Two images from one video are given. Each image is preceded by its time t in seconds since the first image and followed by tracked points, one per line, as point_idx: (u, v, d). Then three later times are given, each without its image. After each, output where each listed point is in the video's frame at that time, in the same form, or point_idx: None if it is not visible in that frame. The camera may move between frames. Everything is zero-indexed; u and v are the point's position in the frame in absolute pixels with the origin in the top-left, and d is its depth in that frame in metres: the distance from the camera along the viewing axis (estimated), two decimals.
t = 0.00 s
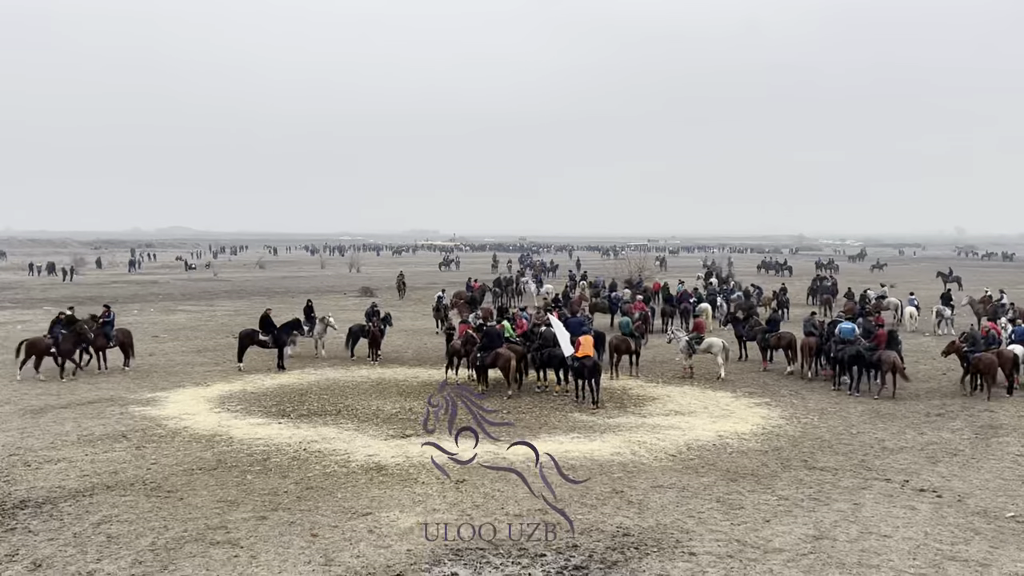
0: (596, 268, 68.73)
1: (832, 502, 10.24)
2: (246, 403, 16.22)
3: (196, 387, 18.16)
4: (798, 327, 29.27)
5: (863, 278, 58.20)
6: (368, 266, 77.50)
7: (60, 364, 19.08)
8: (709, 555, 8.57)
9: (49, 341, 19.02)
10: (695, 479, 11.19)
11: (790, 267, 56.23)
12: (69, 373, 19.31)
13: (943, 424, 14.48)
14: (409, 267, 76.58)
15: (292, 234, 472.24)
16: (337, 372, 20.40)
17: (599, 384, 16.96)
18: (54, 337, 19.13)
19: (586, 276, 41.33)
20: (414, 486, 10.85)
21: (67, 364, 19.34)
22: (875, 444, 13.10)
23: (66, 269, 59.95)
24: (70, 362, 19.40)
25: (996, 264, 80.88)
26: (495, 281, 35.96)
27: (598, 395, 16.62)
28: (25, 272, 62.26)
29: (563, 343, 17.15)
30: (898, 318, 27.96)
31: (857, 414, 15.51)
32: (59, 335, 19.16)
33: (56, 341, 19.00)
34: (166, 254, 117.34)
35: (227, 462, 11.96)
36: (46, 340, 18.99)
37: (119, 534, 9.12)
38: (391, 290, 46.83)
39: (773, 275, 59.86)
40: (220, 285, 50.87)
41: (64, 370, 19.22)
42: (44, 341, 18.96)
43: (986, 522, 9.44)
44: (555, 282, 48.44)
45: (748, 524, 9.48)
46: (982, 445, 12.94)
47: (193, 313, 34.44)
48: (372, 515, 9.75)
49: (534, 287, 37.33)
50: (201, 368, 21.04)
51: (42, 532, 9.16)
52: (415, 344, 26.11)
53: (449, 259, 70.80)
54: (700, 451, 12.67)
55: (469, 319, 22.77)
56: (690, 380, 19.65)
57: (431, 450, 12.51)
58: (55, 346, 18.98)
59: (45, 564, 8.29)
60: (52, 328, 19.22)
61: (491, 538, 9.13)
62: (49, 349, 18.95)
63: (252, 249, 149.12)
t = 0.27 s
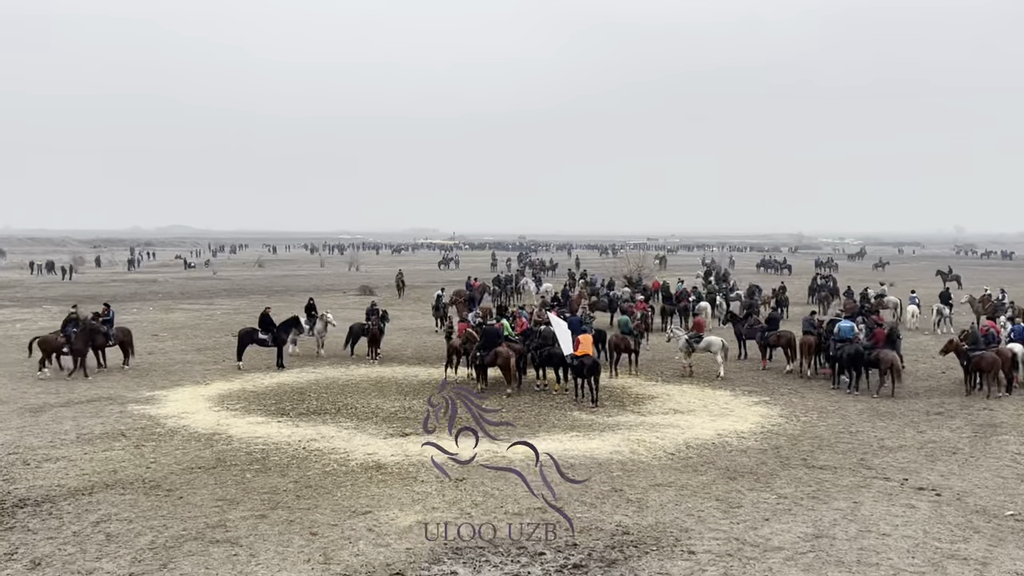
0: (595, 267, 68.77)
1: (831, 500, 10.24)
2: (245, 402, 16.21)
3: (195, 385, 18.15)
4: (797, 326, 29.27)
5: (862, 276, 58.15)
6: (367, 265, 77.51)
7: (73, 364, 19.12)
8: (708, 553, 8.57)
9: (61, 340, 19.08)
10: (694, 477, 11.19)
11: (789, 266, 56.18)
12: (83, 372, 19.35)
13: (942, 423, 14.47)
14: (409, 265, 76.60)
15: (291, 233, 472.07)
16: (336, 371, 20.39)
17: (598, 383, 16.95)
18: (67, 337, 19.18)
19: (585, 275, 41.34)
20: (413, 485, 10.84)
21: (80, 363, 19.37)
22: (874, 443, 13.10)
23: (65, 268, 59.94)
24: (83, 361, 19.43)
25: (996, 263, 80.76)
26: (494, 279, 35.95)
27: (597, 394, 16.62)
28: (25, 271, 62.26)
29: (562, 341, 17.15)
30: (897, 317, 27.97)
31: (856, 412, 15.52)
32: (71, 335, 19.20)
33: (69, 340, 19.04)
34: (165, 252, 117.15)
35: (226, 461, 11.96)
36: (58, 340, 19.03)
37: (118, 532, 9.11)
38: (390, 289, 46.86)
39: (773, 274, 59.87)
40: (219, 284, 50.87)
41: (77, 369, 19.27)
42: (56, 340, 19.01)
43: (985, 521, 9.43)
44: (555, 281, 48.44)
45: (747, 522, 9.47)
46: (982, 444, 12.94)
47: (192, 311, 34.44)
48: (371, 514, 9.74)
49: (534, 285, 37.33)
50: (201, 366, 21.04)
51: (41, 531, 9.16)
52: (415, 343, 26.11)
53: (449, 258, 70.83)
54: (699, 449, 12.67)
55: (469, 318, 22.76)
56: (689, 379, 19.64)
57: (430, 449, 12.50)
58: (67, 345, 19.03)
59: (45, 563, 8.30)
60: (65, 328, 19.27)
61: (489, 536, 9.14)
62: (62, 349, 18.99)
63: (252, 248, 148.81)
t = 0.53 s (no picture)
0: (595, 265, 68.80)
1: (830, 498, 10.25)
2: (244, 400, 16.21)
3: (194, 384, 18.15)
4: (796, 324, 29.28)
5: (862, 275, 58.12)
6: (367, 264, 77.54)
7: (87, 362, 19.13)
8: (707, 551, 8.58)
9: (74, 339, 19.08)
10: (693, 476, 11.19)
11: (788, 264, 56.14)
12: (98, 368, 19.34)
13: (941, 421, 14.48)
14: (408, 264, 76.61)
15: (290, 231, 471.81)
16: (335, 369, 20.39)
17: (598, 381, 16.96)
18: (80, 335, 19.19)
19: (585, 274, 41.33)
20: (412, 483, 10.84)
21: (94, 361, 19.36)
22: (873, 441, 13.10)
23: (65, 267, 59.92)
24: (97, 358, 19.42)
25: (996, 261, 80.70)
26: (493, 277, 35.93)
27: (596, 392, 16.63)
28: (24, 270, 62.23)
29: (561, 340, 17.15)
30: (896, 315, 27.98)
31: (855, 410, 15.53)
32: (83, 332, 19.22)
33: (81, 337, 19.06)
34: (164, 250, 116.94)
35: (225, 459, 11.96)
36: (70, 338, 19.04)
37: (117, 530, 9.11)
38: (389, 287, 46.87)
39: (772, 272, 59.89)
40: (218, 283, 50.85)
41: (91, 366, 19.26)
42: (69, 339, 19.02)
43: (983, 519, 9.44)
44: (554, 279, 48.44)
45: (746, 520, 9.48)
46: (980, 442, 12.94)
47: (191, 310, 34.42)
48: (370, 512, 9.74)
49: (533, 284, 37.35)
50: (200, 365, 21.03)
51: (40, 529, 9.16)
52: (414, 341, 26.11)
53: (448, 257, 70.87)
54: (698, 447, 12.67)
55: (468, 316, 22.76)
56: (688, 377, 19.65)
57: (429, 447, 12.50)
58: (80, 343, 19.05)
59: (44, 561, 8.29)
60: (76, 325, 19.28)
61: (488, 534, 9.14)
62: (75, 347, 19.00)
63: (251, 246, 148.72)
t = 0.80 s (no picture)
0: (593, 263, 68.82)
1: (829, 496, 10.26)
2: (242, 398, 16.20)
3: (192, 382, 18.13)
4: (795, 322, 29.30)
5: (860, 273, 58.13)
6: (365, 262, 77.51)
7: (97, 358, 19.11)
8: (706, 549, 8.58)
9: (85, 337, 19.13)
10: (692, 474, 11.20)
11: (787, 262, 56.15)
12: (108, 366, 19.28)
13: (940, 419, 14.49)
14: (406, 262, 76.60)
15: (289, 229, 471.60)
16: (334, 367, 20.38)
17: (597, 379, 16.97)
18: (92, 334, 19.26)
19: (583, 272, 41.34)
20: (411, 481, 10.84)
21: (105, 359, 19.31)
22: (871, 439, 13.11)
23: (62, 265, 59.94)
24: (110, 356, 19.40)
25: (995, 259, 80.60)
26: (492, 275, 35.93)
27: (595, 389, 16.63)
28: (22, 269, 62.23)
29: (560, 338, 17.15)
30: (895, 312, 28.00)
31: (853, 408, 15.54)
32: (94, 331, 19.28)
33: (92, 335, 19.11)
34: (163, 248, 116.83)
35: (224, 457, 11.96)
36: (82, 337, 19.09)
37: (116, 528, 9.11)
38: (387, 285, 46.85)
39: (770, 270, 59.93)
40: (216, 281, 50.78)
41: (103, 363, 19.22)
42: (80, 337, 19.06)
43: (982, 517, 9.44)
44: (552, 277, 48.45)
45: (745, 518, 9.48)
46: (979, 439, 12.95)
47: (189, 308, 34.40)
48: (369, 510, 9.74)
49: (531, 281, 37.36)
50: (198, 363, 21.02)
51: (39, 527, 9.16)
52: (412, 339, 26.10)
53: (445, 255, 70.89)
54: (697, 445, 12.68)
55: (466, 314, 22.76)
56: (687, 375, 19.66)
57: (428, 445, 12.50)
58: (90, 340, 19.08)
59: (42, 559, 8.29)
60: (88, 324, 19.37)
61: (487, 531, 9.15)
62: (86, 344, 19.03)
63: (251, 244, 148.56)
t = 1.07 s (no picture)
0: (592, 261, 68.82)
1: (827, 493, 10.27)
2: (240, 396, 16.19)
3: (190, 380, 18.13)
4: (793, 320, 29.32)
5: (858, 271, 58.15)
6: (363, 259, 77.47)
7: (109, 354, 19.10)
8: (704, 547, 8.59)
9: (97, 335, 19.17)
10: (690, 471, 11.21)
11: (786, 261, 56.17)
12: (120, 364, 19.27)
13: (938, 417, 14.50)
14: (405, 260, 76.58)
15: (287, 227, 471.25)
16: (332, 365, 20.37)
17: (595, 377, 16.98)
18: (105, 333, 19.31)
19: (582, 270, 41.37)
20: (409, 478, 10.85)
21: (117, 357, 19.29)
22: (869, 437, 13.12)
23: (60, 263, 59.92)
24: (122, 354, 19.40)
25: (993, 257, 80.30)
26: (490, 273, 35.91)
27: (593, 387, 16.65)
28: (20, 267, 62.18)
29: (558, 335, 17.15)
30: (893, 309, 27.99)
31: (851, 406, 15.55)
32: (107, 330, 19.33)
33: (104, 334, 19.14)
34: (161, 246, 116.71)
35: (222, 455, 11.96)
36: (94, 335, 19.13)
37: (114, 527, 9.11)
38: (386, 283, 46.88)
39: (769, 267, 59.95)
40: (214, 279, 50.80)
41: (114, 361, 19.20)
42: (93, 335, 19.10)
43: (980, 514, 9.46)
44: (551, 275, 48.46)
45: (743, 516, 9.49)
46: (977, 437, 12.97)
47: (187, 306, 34.38)
48: (367, 508, 9.74)
49: (530, 279, 37.38)
50: (196, 361, 21.01)
51: (37, 525, 9.15)
52: (411, 337, 26.10)
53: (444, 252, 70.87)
54: (695, 443, 12.69)
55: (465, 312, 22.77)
56: (685, 373, 19.67)
57: (426, 443, 12.51)
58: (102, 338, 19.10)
59: (41, 557, 8.29)
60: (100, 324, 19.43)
61: (485, 529, 9.15)
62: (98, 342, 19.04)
63: (250, 242, 148.51)
